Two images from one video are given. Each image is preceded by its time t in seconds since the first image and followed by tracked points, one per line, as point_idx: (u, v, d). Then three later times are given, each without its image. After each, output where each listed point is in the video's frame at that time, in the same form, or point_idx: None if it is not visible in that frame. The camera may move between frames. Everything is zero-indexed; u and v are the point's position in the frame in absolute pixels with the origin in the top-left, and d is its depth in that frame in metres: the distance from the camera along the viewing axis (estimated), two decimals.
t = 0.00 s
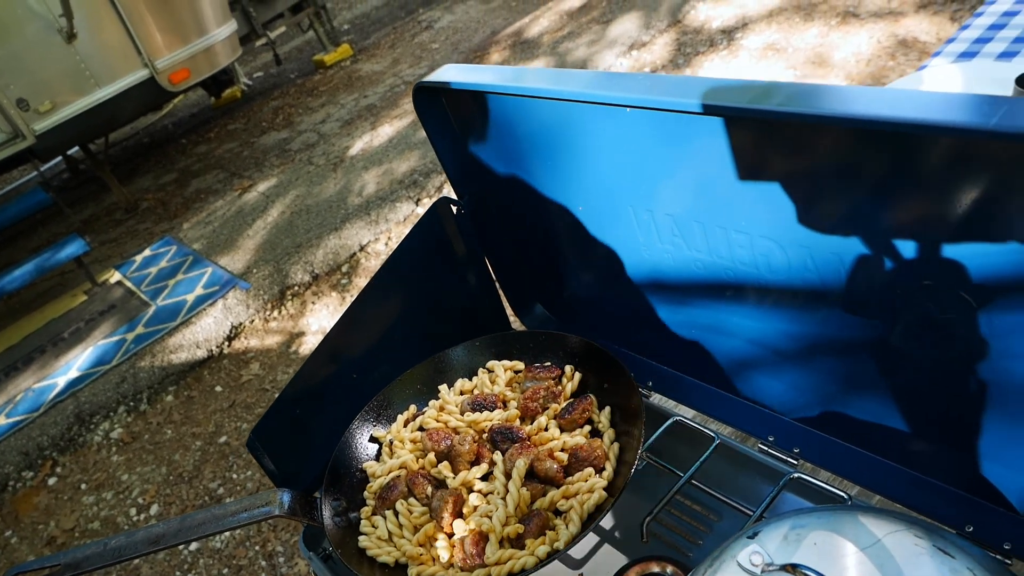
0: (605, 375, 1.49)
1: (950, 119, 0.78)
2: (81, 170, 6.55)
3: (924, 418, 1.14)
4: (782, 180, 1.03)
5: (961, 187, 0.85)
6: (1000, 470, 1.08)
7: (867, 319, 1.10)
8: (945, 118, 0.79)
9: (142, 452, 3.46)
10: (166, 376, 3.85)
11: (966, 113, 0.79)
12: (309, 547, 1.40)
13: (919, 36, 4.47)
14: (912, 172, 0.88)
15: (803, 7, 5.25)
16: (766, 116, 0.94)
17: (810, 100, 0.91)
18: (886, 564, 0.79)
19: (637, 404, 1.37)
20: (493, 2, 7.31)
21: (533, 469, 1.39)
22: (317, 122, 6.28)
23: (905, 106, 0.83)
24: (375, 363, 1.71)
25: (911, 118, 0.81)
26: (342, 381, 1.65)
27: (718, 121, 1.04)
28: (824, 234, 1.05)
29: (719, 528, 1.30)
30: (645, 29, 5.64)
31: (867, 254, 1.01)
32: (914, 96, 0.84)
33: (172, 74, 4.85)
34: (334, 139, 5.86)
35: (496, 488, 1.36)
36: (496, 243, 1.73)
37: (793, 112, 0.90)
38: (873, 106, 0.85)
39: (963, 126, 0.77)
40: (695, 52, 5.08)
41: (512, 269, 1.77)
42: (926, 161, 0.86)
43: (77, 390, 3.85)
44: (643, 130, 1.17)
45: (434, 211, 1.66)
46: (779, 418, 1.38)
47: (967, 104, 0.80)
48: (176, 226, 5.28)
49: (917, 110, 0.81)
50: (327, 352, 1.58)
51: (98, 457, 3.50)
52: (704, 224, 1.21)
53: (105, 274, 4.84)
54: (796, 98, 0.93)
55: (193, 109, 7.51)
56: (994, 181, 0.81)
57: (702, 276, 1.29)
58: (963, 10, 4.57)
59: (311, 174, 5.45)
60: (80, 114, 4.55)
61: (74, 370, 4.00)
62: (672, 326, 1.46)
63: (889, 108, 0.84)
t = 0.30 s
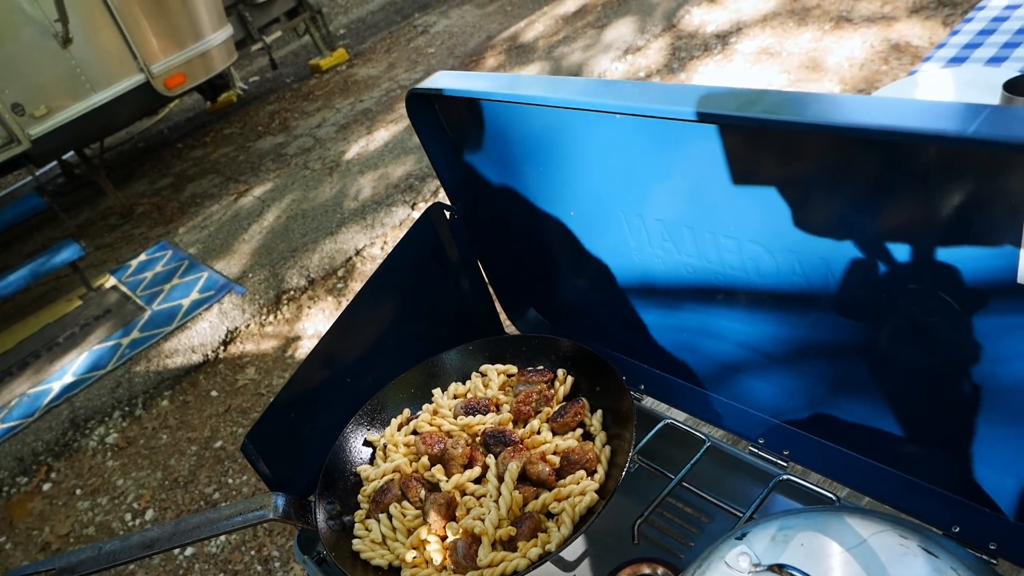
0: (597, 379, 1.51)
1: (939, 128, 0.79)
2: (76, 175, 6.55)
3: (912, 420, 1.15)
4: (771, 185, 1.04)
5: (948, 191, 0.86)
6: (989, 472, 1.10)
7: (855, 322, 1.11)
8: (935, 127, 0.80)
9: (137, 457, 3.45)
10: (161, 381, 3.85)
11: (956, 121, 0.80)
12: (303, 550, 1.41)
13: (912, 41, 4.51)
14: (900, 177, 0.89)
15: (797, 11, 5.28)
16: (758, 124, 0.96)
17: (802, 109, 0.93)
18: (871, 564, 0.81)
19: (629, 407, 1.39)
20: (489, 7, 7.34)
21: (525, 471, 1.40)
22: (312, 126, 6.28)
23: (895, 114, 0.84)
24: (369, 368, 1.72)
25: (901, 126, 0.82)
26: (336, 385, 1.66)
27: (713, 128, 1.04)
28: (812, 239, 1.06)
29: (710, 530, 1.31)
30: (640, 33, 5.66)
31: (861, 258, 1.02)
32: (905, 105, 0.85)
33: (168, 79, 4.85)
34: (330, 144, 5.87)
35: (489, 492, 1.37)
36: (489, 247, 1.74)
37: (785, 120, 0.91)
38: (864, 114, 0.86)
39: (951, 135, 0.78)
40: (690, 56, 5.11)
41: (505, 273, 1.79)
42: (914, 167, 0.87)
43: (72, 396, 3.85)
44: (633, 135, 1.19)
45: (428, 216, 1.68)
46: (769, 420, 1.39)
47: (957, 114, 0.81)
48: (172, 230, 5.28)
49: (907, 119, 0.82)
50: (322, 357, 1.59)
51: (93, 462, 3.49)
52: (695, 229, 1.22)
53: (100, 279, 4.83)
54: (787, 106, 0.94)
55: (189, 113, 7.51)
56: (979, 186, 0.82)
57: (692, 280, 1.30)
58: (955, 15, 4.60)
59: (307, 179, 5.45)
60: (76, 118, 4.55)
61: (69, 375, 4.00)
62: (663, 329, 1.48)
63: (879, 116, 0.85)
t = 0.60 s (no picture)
0: (591, 383, 1.52)
1: (930, 134, 0.80)
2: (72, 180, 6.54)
3: (902, 422, 1.17)
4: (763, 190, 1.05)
5: (938, 196, 0.87)
6: (979, 473, 1.11)
7: (845, 325, 1.12)
8: (926, 134, 0.81)
9: (134, 462, 3.45)
10: (157, 386, 3.85)
11: (948, 128, 0.80)
12: (300, 554, 1.42)
13: (905, 45, 4.54)
14: (889, 180, 0.91)
15: (791, 16, 5.32)
16: (752, 132, 0.96)
17: (795, 116, 0.94)
18: (860, 564, 0.82)
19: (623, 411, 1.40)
20: (484, 12, 7.36)
21: (520, 475, 1.42)
22: (309, 131, 6.30)
23: (887, 121, 0.85)
24: (365, 372, 1.73)
25: (893, 133, 0.82)
26: (333, 389, 1.66)
27: (708, 135, 1.05)
28: (803, 243, 1.07)
29: (703, 532, 1.32)
30: (635, 38, 5.69)
31: (856, 262, 1.02)
32: (897, 112, 0.86)
33: (164, 84, 4.86)
34: (326, 149, 5.88)
35: (485, 495, 1.38)
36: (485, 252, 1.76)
37: (778, 127, 0.92)
38: (856, 121, 0.87)
39: (944, 141, 0.79)
40: (685, 61, 5.14)
41: (501, 278, 1.80)
42: (903, 173, 0.88)
43: (68, 401, 3.85)
44: (625, 142, 1.20)
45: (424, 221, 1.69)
46: (762, 423, 1.41)
47: (949, 121, 0.82)
48: (168, 235, 5.28)
49: (899, 126, 0.83)
50: (318, 361, 1.60)
51: (89, 467, 3.49)
52: (687, 234, 1.23)
53: (96, 284, 4.83)
54: (777, 113, 0.95)
55: (185, 118, 7.52)
56: (968, 189, 0.84)
57: (685, 284, 1.32)
58: (947, 20, 4.64)
59: (303, 184, 5.46)
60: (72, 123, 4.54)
61: (65, 380, 4.00)
62: (657, 333, 1.49)
63: (872, 123, 0.86)
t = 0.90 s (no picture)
0: (590, 385, 1.53)
1: (925, 138, 0.81)
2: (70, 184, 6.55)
3: (898, 423, 1.18)
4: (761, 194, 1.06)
5: (934, 199, 0.88)
6: (975, 474, 1.12)
7: (842, 327, 1.14)
8: (922, 138, 0.82)
9: (132, 465, 3.45)
10: (156, 390, 3.85)
11: (943, 132, 0.81)
12: (299, 555, 1.42)
13: (902, 49, 4.57)
14: (886, 182, 0.91)
15: (788, 20, 5.35)
16: (748, 135, 0.98)
17: (791, 120, 0.95)
18: (856, 563, 0.83)
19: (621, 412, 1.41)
20: (483, 16, 7.39)
21: (518, 476, 1.43)
22: (307, 135, 6.31)
23: (882, 126, 0.86)
24: (365, 375, 1.74)
25: (888, 137, 0.83)
26: (332, 392, 1.67)
27: (707, 139, 1.06)
28: (800, 246, 1.08)
29: (700, 533, 1.33)
30: (633, 43, 5.72)
31: (856, 265, 1.03)
32: (893, 116, 0.87)
33: (164, 88, 4.85)
34: (325, 152, 5.89)
35: (483, 496, 1.39)
36: (483, 255, 1.77)
37: (774, 132, 0.94)
38: (852, 126, 0.88)
39: (938, 145, 0.80)
40: (682, 65, 5.16)
41: (499, 282, 1.81)
42: (899, 177, 0.89)
43: (67, 404, 3.85)
44: (622, 146, 1.22)
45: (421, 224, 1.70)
46: (759, 425, 1.43)
47: (944, 125, 0.83)
48: (166, 239, 5.29)
49: (894, 130, 0.84)
50: (318, 364, 1.61)
51: (88, 470, 3.49)
52: (684, 238, 1.25)
53: (95, 287, 4.83)
54: (772, 118, 0.97)
55: (183, 122, 7.53)
56: (962, 192, 0.85)
57: (682, 287, 1.33)
58: (944, 23, 4.67)
59: (302, 187, 5.47)
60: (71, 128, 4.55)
61: (64, 384, 4.00)
62: (654, 336, 1.50)
63: (868, 127, 0.87)
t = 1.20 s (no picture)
0: (591, 389, 1.54)
1: (924, 142, 0.82)
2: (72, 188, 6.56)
3: (898, 426, 1.18)
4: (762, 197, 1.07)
5: (933, 201, 0.88)
6: (975, 477, 1.12)
7: (842, 330, 1.14)
8: (920, 143, 0.82)
9: (134, 468, 3.46)
10: (157, 393, 3.85)
11: (941, 137, 0.82)
12: (302, 557, 1.42)
13: (902, 53, 4.58)
14: (887, 185, 0.92)
15: (788, 24, 5.37)
16: (749, 140, 0.98)
17: (791, 125, 0.95)
18: (856, 565, 0.83)
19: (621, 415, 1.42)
20: (483, 20, 7.41)
21: (520, 479, 1.44)
22: (308, 139, 6.32)
23: (881, 130, 0.87)
24: (367, 378, 1.75)
25: (887, 142, 0.84)
26: (335, 395, 1.68)
27: (709, 144, 1.07)
28: (801, 249, 1.09)
29: (701, 535, 1.34)
30: (633, 46, 5.73)
31: (857, 268, 1.04)
32: (892, 121, 0.87)
33: (165, 92, 4.89)
34: (326, 156, 5.91)
35: (485, 498, 1.40)
36: (483, 259, 1.78)
37: (774, 136, 0.94)
38: (851, 130, 0.89)
39: (937, 150, 0.81)
40: (683, 69, 5.18)
41: (500, 286, 1.82)
42: (898, 179, 0.90)
43: (68, 407, 3.85)
44: (623, 150, 1.23)
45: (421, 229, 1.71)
46: (759, 428, 1.43)
47: (942, 130, 0.83)
48: (168, 242, 5.30)
49: (893, 135, 0.85)
50: (320, 367, 1.62)
51: (90, 474, 3.50)
52: (685, 242, 1.26)
53: (96, 291, 4.84)
54: (771, 122, 0.97)
55: (184, 126, 7.55)
56: (961, 195, 0.85)
57: (683, 291, 1.34)
58: (944, 27, 4.69)
59: (303, 191, 5.48)
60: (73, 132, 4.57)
61: (65, 387, 4.00)
62: (655, 340, 1.51)
63: (867, 132, 0.88)
